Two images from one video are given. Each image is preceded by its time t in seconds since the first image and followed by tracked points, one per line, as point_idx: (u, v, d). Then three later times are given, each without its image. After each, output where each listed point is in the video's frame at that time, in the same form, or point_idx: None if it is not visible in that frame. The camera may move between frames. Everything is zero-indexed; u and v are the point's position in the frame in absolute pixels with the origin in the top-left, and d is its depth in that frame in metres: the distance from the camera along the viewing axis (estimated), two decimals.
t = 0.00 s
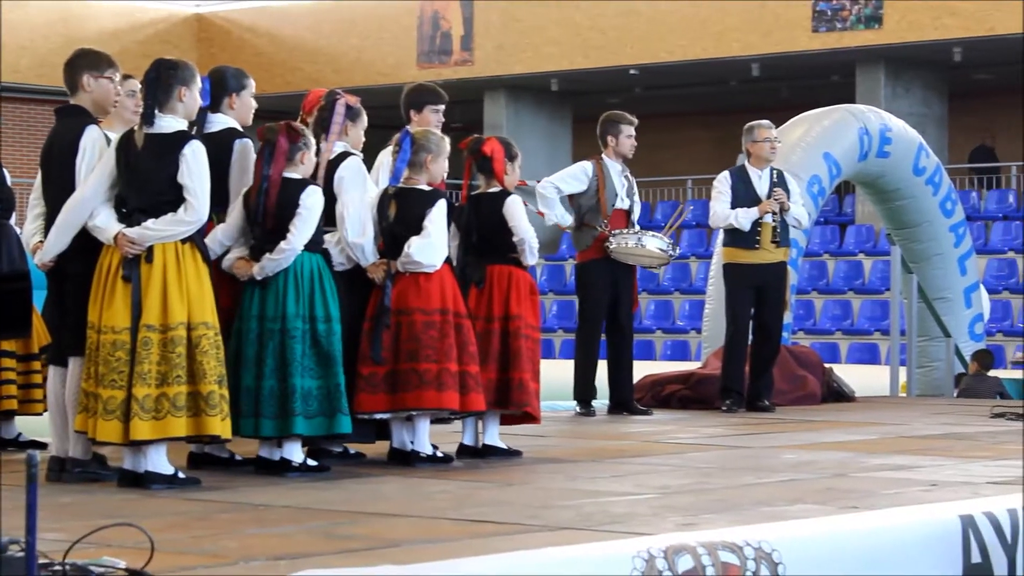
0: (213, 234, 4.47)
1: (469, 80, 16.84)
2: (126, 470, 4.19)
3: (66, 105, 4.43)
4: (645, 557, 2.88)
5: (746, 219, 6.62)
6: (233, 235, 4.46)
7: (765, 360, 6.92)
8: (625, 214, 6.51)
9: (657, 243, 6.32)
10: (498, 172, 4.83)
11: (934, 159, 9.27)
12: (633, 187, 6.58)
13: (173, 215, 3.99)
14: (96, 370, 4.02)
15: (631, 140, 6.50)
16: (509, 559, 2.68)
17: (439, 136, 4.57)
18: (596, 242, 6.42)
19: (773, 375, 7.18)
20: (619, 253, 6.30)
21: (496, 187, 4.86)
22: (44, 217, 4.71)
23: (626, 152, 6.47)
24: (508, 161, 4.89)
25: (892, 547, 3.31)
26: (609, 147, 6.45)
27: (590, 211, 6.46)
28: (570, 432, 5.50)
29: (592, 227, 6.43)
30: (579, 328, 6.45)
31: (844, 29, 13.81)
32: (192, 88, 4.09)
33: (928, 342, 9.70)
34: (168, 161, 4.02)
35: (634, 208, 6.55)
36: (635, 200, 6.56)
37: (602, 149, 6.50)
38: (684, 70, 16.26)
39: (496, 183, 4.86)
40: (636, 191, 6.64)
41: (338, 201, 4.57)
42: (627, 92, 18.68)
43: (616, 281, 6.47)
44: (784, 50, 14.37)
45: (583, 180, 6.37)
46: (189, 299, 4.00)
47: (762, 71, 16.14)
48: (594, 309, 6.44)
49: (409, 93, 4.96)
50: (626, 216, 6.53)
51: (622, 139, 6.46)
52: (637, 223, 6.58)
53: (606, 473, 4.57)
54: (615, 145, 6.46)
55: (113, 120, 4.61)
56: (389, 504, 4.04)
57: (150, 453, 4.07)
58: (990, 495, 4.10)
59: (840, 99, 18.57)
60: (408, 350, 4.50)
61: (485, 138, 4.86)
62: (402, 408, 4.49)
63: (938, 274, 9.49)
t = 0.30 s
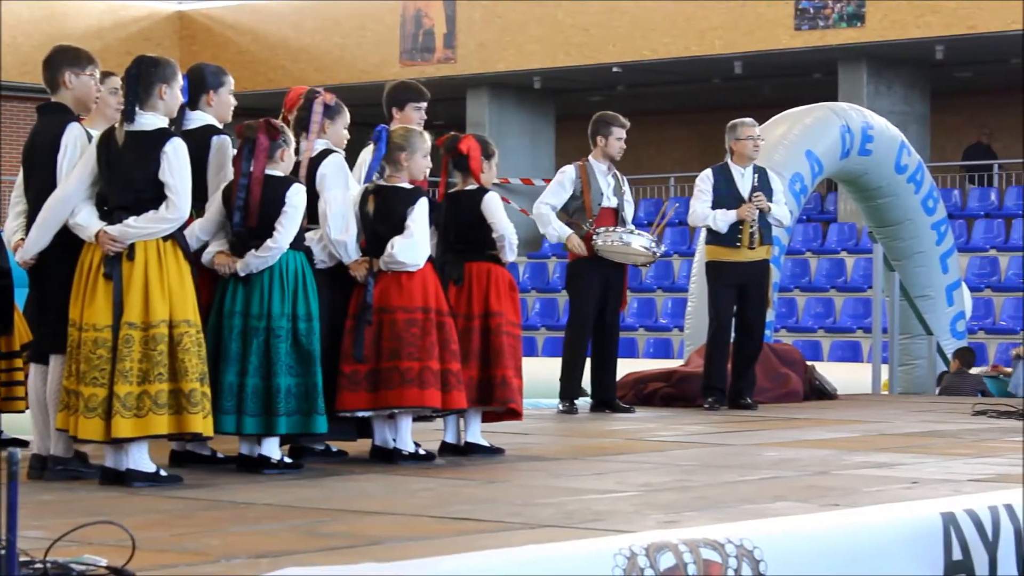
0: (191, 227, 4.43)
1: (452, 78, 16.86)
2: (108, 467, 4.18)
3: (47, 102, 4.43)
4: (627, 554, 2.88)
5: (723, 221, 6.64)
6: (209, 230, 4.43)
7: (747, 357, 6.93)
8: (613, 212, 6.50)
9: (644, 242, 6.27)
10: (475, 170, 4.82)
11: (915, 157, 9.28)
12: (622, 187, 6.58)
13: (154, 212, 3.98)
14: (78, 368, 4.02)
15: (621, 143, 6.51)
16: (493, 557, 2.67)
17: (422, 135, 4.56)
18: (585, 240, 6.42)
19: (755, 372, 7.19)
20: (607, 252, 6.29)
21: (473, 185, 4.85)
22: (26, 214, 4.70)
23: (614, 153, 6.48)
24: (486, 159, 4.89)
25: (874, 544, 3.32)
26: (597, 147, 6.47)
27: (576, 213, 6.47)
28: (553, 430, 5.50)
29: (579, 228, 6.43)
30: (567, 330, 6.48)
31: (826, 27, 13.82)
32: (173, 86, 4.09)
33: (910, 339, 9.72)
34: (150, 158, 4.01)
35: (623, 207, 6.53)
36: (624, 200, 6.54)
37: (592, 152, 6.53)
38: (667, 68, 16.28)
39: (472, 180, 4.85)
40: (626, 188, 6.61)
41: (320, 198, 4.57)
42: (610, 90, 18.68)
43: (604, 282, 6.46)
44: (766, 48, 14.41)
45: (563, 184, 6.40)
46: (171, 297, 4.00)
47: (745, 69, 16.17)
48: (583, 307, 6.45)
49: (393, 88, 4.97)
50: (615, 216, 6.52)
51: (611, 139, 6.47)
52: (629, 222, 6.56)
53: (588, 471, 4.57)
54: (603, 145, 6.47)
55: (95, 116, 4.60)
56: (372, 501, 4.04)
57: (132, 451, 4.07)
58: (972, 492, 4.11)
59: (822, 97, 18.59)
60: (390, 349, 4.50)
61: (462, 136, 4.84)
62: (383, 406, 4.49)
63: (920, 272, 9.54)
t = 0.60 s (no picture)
0: (159, 226, 4.38)
1: (419, 77, 16.86)
2: (73, 469, 4.17)
3: (10, 102, 4.42)
4: (593, 552, 2.88)
5: (686, 219, 6.67)
6: (180, 227, 4.39)
7: (714, 355, 6.94)
8: (580, 212, 6.46)
9: (607, 240, 6.30)
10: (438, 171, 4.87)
11: (881, 155, 9.30)
12: (593, 186, 6.54)
13: (118, 211, 3.98)
14: (42, 368, 4.01)
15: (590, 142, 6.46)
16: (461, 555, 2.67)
17: (385, 133, 4.55)
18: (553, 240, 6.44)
19: (722, 370, 7.20)
20: (572, 250, 6.30)
21: (435, 184, 4.90)
22: None
23: (582, 153, 6.44)
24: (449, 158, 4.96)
25: (840, 540, 3.33)
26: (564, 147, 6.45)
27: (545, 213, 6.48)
28: (519, 428, 5.51)
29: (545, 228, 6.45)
30: (537, 328, 6.46)
31: (791, 25, 13.82)
32: (130, 84, 4.06)
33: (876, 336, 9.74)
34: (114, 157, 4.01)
35: (592, 206, 6.48)
36: (594, 200, 6.50)
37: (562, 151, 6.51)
38: (634, 67, 16.29)
39: (434, 180, 4.90)
40: (598, 186, 6.57)
41: (286, 196, 4.57)
42: (576, 88, 18.68)
43: (571, 277, 6.46)
44: (732, 47, 14.44)
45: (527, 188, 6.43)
46: (135, 296, 3.99)
47: (712, 67, 16.18)
48: (551, 300, 6.44)
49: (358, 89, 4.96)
50: (585, 216, 6.48)
51: (578, 140, 6.43)
52: (601, 222, 6.50)
53: (554, 469, 4.58)
54: (570, 145, 6.44)
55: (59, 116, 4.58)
56: (338, 501, 4.04)
57: (98, 452, 4.06)
58: (937, 489, 4.13)
59: (788, 94, 18.63)
60: (354, 348, 4.50)
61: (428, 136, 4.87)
62: (348, 406, 4.49)
63: (886, 269, 9.55)
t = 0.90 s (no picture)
0: (139, 227, 4.40)
1: (397, 76, 16.87)
2: (50, 468, 4.17)
3: None
4: (572, 550, 2.86)
5: (661, 208, 6.67)
6: (160, 228, 4.40)
7: (692, 354, 6.95)
8: (555, 211, 6.47)
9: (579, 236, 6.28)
10: (414, 169, 4.88)
11: (859, 153, 9.32)
12: (570, 184, 6.54)
13: (95, 210, 3.98)
14: (18, 367, 4.00)
15: (566, 140, 6.45)
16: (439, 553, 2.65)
17: (360, 133, 4.54)
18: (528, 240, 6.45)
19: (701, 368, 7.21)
20: (544, 247, 6.30)
21: (409, 182, 4.90)
22: None
23: (559, 151, 6.42)
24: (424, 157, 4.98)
25: (817, 537, 3.34)
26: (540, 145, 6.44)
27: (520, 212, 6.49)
28: (497, 427, 5.51)
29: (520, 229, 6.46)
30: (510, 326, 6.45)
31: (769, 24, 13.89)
32: (106, 82, 4.05)
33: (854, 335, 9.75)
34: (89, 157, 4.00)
35: (567, 205, 6.50)
36: (569, 198, 6.51)
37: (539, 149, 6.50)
38: (612, 66, 16.32)
39: (409, 178, 4.90)
40: (577, 184, 6.58)
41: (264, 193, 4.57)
42: (554, 87, 18.69)
43: (544, 279, 6.47)
44: (710, 45, 14.51)
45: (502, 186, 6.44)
46: (112, 296, 3.99)
47: (689, 66, 16.20)
48: (524, 303, 6.44)
49: (333, 93, 4.96)
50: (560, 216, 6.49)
51: (554, 138, 6.41)
52: (576, 220, 6.52)
53: (533, 468, 4.58)
54: (547, 144, 6.43)
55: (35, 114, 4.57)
56: (317, 500, 4.03)
57: (75, 452, 4.05)
58: (915, 486, 4.14)
59: (766, 93, 18.68)
60: (330, 347, 4.49)
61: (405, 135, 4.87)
62: (324, 405, 4.48)
63: (864, 268, 9.57)
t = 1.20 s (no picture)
0: (121, 226, 4.40)
1: (379, 73, 16.89)
2: (31, 466, 4.16)
3: None
4: (553, 546, 2.85)
5: (638, 198, 6.65)
6: (141, 226, 4.39)
7: (674, 350, 6.95)
8: (527, 209, 6.47)
9: (546, 244, 6.36)
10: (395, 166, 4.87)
11: (841, 149, 9.34)
12: (543, 179, 6.52)
13: (74, 207, 3.97)
14: None
15: (536, 136, 6.43)
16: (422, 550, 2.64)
17: (343, 129, 4.54)
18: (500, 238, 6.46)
19: (682, 364, 7.21)
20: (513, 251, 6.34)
21: (392, 179, 4.90)
22: None
23: (528, 148, 6.41)
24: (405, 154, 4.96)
25: (798, 532, 3.34)
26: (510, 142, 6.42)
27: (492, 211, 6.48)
28: (477, 424, 5.51)
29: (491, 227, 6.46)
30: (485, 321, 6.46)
31: (752, 20, 13.97)
32: (86, 79, 4.05)
33: (837, 330, 9.78)
34: (68, 153, 3.99)
35: (539, 201, 6.49)
36: (541, 194, 6.50)
37: (511, 145, 6.48)
38: (595, 63, 16.34)
39: (392, 175, 4.89)
40: (549, 179, 6.55)
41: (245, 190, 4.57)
42: (536, 84, 18.72)
43: (519, 279, 6.48)
44: (692, 41, 14.56)
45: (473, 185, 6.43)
46: (92, 293, 3.98)
47: (671, 62, 16.23)
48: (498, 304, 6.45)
49: (312, 90, 4.95)
50: (531, 215, 6.48)
51: (524, 135, 6.39)
52: (549, 217, 6.51)
53: (515, 464, 4.58)
54: (517, 141, 6.41)
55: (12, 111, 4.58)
56: (299, 497, 4.03)
57: (55, 449, 4.05)
58: (896, 482, 4.14)
59: (748, 90, 18.72)
60: (311, 343, 4.49)
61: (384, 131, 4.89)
62: (305, 402, 4.47)
63: (846, 263, 9.60)
